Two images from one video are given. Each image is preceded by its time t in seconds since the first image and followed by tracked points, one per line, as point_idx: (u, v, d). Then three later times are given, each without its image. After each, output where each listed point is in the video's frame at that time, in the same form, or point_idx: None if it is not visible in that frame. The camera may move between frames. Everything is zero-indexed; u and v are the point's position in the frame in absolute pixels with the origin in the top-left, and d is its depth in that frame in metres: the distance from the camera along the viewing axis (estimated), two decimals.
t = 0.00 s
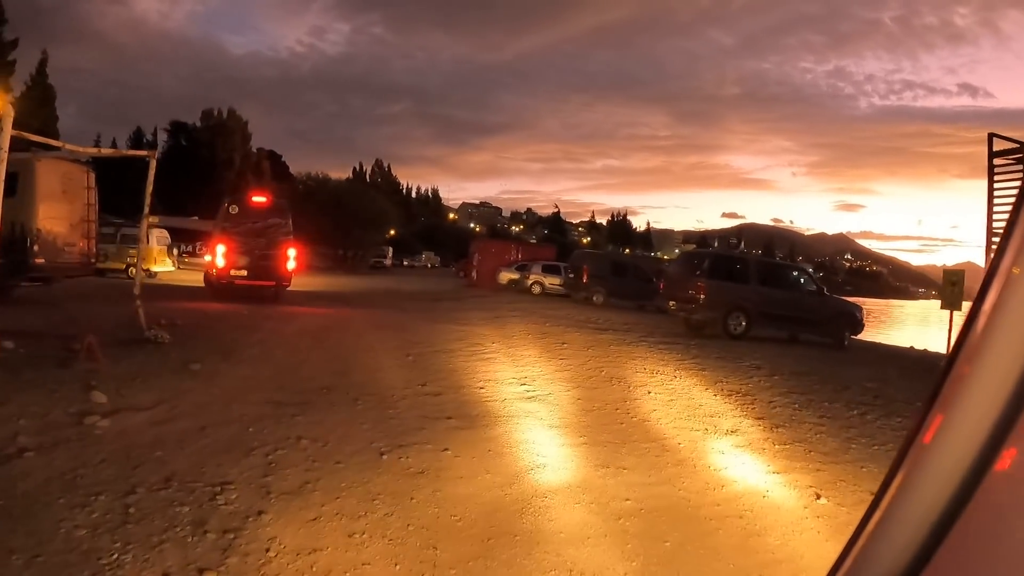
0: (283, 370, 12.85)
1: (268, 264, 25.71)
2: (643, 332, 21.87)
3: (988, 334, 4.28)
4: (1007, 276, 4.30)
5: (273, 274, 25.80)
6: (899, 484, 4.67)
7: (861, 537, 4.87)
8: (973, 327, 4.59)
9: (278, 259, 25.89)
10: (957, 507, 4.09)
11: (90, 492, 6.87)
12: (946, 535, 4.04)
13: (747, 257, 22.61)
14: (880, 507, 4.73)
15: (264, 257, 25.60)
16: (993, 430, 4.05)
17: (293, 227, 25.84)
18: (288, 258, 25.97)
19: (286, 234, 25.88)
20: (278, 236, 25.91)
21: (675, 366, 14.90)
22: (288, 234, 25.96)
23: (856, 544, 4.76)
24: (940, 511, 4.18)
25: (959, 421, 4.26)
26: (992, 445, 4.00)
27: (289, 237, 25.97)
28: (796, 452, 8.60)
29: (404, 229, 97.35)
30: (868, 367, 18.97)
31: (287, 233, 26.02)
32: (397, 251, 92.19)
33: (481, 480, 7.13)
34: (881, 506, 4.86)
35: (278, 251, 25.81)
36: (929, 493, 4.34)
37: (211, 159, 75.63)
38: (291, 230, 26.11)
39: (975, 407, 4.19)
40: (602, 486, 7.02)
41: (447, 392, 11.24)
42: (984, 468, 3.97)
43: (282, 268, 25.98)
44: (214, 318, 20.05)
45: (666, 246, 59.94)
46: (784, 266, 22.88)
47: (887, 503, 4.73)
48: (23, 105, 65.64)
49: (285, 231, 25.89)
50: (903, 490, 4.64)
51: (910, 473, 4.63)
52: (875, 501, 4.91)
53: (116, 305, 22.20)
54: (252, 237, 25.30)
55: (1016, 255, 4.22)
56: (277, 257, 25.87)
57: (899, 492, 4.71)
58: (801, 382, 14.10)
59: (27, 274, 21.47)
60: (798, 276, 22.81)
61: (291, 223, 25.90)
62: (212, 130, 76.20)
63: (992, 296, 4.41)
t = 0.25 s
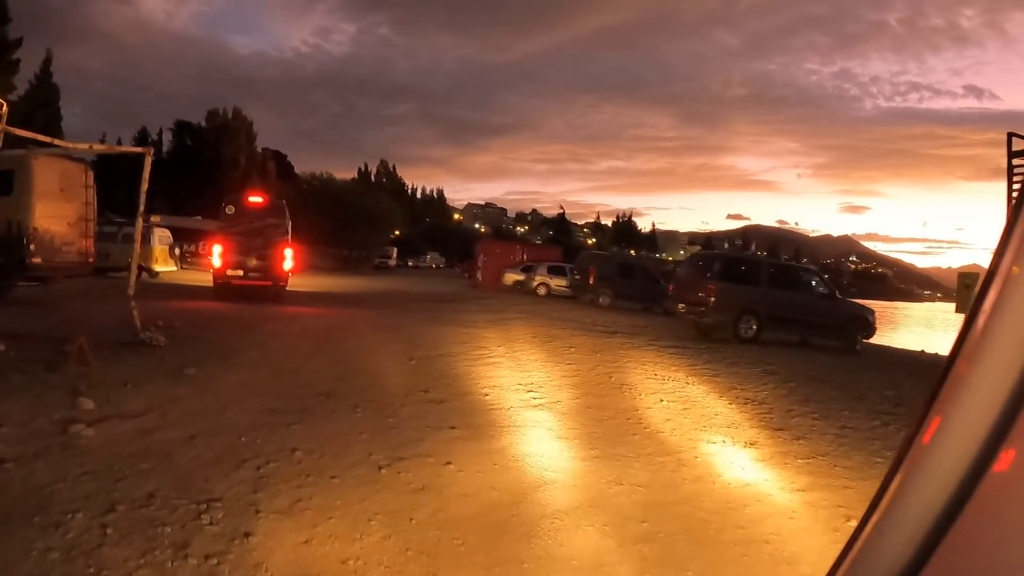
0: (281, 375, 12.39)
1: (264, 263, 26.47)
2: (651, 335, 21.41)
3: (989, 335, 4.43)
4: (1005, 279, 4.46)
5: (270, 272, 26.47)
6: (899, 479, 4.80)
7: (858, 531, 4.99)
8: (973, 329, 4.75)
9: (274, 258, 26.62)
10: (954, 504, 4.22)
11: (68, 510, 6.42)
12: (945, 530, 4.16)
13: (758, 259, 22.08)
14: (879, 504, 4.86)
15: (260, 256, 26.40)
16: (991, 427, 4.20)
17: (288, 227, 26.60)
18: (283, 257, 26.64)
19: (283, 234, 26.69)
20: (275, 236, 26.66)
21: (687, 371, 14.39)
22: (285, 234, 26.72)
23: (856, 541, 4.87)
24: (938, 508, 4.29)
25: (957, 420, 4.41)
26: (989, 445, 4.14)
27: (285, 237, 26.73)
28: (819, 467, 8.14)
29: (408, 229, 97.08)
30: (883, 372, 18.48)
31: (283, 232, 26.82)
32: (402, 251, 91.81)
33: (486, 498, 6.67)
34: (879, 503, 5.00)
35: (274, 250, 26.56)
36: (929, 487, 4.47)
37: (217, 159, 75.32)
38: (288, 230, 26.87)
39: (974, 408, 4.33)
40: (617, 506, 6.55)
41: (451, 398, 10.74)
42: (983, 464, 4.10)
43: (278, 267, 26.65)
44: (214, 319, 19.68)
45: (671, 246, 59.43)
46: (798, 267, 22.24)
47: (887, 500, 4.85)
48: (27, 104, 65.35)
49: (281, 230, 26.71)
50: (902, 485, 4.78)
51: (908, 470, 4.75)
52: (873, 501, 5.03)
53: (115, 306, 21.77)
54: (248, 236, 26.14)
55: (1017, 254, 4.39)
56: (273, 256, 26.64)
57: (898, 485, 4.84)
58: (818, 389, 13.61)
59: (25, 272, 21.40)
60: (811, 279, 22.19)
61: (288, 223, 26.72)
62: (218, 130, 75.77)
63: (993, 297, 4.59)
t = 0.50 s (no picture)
0: (278, 379, 11.88)
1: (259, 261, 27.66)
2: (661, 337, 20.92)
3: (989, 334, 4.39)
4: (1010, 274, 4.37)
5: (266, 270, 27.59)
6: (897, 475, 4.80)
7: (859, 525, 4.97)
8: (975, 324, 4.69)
9: (270, 256, 27.78)
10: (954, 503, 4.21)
11: (37, 531, 5.91)
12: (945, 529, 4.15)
13: (771, 260, 21.53)
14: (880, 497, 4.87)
15: (256, 254, 27.60)
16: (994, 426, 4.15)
17: (282, 225, 27.73)
18: (278, 255, 27.76)
19: (278, 233, 27.84)
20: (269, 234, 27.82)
21: (699, 377, 13.82)
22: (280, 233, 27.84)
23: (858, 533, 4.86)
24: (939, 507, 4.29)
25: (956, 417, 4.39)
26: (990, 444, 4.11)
27: (280, 235, 27.84)
28: (848, 482, 7.62)
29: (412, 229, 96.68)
30: (901, 377, 17.91)
31: (278, 231, 28.02)
32: (406, 251, 91.30)
33: (493, 520, 6.15)
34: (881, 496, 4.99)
35: (269, 248, 27.72)
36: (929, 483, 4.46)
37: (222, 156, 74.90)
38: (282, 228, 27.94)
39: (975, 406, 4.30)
40: (636, 529, 6.03)
41: (454, 406, 10.20)
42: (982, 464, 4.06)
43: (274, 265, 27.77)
44: (212, 319, 19.23)
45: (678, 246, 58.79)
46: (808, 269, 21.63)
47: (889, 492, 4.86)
48: (30, 101, 64.95)
49: (276, 229, 27.87)
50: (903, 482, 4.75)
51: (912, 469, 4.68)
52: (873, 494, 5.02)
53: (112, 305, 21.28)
54: (243, 234, 27.35)
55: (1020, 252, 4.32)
56: (269, 254, 27.78)
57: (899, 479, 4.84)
58: (837, 396, 13.07)
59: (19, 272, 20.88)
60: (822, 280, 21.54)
61: (283, 222, 27.87)
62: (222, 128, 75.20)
63: (996, 295, 4.52)
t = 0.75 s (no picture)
0: (271, 383, 11.31)
1: (254, 259, 27.92)
2: (668, 340, 20.36)
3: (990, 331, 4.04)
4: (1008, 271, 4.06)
5: (261, 268, 27.84)
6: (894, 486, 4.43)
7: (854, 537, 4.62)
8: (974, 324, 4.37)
9: (266, 254, 27.94)
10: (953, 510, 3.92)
11: None
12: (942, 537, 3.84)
13: (782, 261, 20.95)
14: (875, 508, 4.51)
15: (251, 252, 27.92)
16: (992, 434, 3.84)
17: (278, 224, 27.84)
18: (273, 253, 27.86)
19: (272, 231, 27.90)
20: (265, 232, 28.00)
21: (710, 383, 13.24)
22: (275, 231, 27.90)
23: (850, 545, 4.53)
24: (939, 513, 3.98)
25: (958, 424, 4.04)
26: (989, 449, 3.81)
27: (275, 234, 27.90)
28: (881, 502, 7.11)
29: (415, 228, 96.22)
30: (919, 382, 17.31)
31: (275, 229, 28.06)
32: (407, 249, 90.74)
33: (497, 547, 5.61)
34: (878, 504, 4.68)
35: (264, 247, 27.89)
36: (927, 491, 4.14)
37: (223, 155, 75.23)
38: (278, 227, 28.06)
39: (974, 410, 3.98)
40: (658, 560, 5.49)
41: (456, 414, 9.65)
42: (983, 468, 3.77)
43: (269, 263, 27.89)
44: (207, 318, 18.67)
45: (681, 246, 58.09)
46: (821, 271, 21.11)
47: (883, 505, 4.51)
48: (30, 98, 64.45)
49: (271, 227, 27.93)
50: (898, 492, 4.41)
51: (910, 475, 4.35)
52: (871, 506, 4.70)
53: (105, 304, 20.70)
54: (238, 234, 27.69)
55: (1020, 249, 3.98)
56: (264, 252, 27.94)
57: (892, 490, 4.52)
58: (856, 404, 12.49)
59: (11, 270, 20.05)
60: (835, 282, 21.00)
61: (277, 220, 27.92)
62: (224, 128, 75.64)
63: (994, 293, 4.17)
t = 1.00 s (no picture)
0: (264, 391, 10.73)
1: (251, 259, 27.58)
2: (678, 344, 19.78)
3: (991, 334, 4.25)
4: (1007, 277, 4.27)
5: (258, 269, 27.49)
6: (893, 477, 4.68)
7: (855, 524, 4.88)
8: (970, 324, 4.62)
9: (263, 255, 27.57)
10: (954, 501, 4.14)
11: None
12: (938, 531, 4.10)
13: (794, 262, 20.35)
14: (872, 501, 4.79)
15: (248, 252, 27.61)
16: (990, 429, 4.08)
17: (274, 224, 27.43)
18: (270, 254, 27.50)
19: (271, 231, 27.55)
20: (262, 233, 27.62)
21: (724, 392, 12.62)
22: (273, 232, 27.55)
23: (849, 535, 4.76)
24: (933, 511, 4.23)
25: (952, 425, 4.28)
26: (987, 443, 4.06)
27: (273, 235, 27.55)
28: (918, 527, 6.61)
29: (417, 228, 95.59)
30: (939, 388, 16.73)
31: (272, 230, 27.63)
32: (409, 250, 90.06)
33: None
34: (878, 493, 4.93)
35: (261, 247, 27.56)
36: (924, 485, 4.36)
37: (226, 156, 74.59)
38: (275, 227, 27.64)
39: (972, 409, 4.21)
40: None
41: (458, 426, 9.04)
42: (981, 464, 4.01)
43: (267, 264, 27.52)
44: (202, 320, 18.09)
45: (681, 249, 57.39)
46: (834, 272, 20.51)
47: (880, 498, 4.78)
48: (30, 97, 63.84)
49: (269, 227, 27.59)
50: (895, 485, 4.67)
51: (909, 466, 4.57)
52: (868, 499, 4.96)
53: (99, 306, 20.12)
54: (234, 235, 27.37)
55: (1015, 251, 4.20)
56: (261, 253, 27.59)
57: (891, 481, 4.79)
58: (879, 413, 11.92)
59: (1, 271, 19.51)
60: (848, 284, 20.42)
61: (276, 221, 27.57)
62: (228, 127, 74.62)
63: (989, 294, 4.43)
